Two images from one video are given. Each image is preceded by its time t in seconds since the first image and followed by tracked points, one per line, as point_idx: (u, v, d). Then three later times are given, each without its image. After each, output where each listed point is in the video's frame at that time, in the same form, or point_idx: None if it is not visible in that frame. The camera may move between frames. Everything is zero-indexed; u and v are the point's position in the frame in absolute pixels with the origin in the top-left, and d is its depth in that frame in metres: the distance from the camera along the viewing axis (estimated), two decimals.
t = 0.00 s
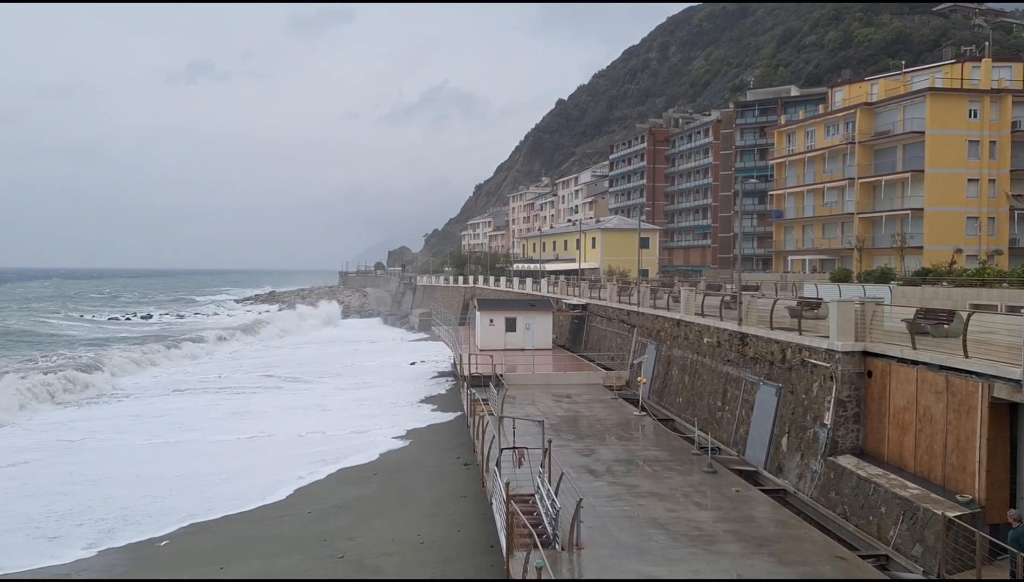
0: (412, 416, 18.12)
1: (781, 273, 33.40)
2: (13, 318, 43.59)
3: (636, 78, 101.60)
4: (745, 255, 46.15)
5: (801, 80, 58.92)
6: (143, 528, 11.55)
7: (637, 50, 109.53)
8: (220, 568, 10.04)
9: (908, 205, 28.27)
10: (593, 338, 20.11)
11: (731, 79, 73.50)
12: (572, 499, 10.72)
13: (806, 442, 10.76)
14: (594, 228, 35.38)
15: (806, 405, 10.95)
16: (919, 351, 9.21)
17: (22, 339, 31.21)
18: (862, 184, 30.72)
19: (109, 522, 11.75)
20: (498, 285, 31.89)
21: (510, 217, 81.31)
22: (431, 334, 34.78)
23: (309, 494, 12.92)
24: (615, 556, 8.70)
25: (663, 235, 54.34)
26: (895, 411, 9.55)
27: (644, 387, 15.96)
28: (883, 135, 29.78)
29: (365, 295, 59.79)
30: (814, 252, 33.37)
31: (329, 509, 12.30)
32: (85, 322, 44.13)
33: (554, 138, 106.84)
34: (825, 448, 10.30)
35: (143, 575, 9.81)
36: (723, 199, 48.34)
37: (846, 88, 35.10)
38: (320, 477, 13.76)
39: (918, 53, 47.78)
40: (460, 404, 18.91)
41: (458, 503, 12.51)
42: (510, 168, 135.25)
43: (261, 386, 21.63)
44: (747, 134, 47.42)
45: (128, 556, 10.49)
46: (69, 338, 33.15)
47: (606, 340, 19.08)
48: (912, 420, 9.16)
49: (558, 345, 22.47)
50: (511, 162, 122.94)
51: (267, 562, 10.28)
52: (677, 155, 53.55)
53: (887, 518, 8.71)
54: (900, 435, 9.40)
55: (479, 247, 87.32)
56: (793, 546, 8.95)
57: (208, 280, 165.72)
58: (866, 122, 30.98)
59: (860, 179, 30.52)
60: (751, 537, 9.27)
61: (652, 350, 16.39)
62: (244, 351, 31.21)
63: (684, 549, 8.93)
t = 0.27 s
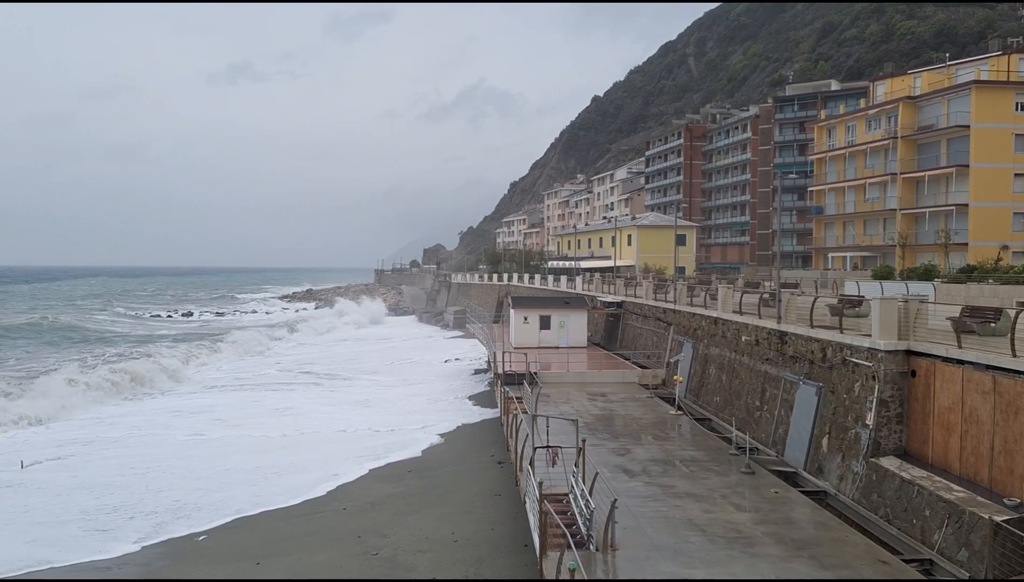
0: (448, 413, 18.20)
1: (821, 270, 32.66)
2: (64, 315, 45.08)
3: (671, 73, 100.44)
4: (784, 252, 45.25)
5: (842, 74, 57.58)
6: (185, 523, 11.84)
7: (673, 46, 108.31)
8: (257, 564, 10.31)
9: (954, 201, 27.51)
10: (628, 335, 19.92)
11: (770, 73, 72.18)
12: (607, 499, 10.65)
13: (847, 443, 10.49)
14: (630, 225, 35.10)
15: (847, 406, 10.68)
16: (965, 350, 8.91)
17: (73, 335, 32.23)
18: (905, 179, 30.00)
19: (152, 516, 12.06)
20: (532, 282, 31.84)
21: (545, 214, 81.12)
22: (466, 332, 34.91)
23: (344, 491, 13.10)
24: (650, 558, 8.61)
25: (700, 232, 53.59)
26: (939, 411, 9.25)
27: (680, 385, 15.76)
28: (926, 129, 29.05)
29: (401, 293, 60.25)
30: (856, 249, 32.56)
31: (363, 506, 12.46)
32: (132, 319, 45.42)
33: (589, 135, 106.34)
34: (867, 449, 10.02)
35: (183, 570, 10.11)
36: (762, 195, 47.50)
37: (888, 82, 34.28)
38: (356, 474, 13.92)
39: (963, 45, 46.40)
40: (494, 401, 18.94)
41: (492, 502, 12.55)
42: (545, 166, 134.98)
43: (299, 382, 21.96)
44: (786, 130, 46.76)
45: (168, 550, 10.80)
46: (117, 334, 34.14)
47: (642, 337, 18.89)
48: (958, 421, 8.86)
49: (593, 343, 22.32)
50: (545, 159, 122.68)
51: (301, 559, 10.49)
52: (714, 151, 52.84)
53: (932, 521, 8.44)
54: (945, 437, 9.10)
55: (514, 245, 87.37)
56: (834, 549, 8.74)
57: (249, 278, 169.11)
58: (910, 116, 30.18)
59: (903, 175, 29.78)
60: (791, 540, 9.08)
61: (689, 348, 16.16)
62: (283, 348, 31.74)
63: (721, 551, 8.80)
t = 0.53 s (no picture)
0: (478, 410, 18.24)
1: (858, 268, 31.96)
2: (107, 312, 46.34)
3: (704, 68, 99.24)
4: (820, 249, 44.37)
5: (880, 68, 56.28)
6: (219, 519, 12.02)
7: (706, 41, 107.02)
8: (288, 560, 10.59)
9: (993, 196, 26.60)
10: (661, 333, 19.72)
11: (805, 68, 70.85)
12: (638, 499, 10.56)
13: (885, 444, 10.23)
14: (662, 222, 34.77)
15: (885, 406, 10.42)
16: (1008, 350, 8.62)
17: (115, 332, 33.08)
18: (944, 175, 29.19)
19: (187, 512, 12.27)
20: (564, 281, 31.76)
21: (576, 212, 80.84)
22: (497, 329, 34.96)
23: (375, 487, 13.24)
24: (682, 560, 8.52)
25: (734, 229, 52.81)
26: (981, 413, 8.97)
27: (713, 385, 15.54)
28: (967, 124, 28.32)
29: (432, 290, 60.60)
30: (894, 246, 31.80)
31: (393, 503, 12.58)
32: (171, 316, 46.42)
33: (621, 132, 105.61)
34: (905, 450, 9.76)
35: (217, 566, 10.38)
36: (797, 191, 46.64)
37: (927, 76, 33.47)
38: (387, 471, 14.03)
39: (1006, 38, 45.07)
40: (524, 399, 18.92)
41: (521, 500, 12.57)
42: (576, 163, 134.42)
43: (333, 379, 22.22)
44: (822, 125, 45.78)
45: (204, 545, 11.08)
46: (157, 331, 34.95)
47: (675, 336, 18.68)
48: (1000, 423, 8.59)
49: (625, 341, 22.16)
50: (576, 157, 122.24)
51: (332, 557, 10.68)
52: (749, 147, 52.05)
53: (973, 525, 8.18)
54: (987, 439, 8.82)
55: (545, 242, 87.21)
56: (872, 553, 8.54)
57: (286, 275, 171.71)
58: (950, 110, 29.46)
59: (942, 170, 29.01)
60: (826, 543, 8.89)
61: (722, 347, 15.93)
62: (318, 345, 32.18)
63: (754, 553, 8.66)
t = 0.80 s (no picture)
0: (485, 406, 18.23)
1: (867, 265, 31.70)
2: (117, 308, 46.64)
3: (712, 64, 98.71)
4: (829, 245, 44.09)
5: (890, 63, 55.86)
6: (227, 516, 12.05)
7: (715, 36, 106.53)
8: (294, 557, 10.66)
9: (1004, 192, 26.34)
10: (668, 330, 19.63)
11: (815, 63, 70.42)
12: (645, 498, 10.52)
13: (895, 443, 10.14)
14: (670, 219, 34.63)
15: (895, 404, 10.32)
16: (1021, 347, 8.52)
17: (125, 328, 33.27)
18: (954, 171, 28.92)
19: (195, 509, 12.28)
20: (571, 277, 31.71)
21: (584, 208, 80.69)
22: (505, 326, 34.95)
23: (382, 484, 13.26)
24: (689, 559, 8.47)
25: (743, 225, 52.51)
26: (993, 411, 8.87)
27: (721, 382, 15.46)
28: (977, 119, 28.10)
29: (440, 286, 60.63)
30: (904, 243, 31.53)
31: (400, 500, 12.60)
32: (181, 312, 46.67)
33: (629, 128, 105.31)
34: (915, 449, 9.67)
35: (223, 562, 10.47)
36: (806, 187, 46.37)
37: (937, 70, 33.08)
38: (394, 468, 14.03)
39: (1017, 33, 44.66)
40: (531, 396, 18.89)
41: (528, 498, 12.55)
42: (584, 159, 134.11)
43: (341, 375, 22.26)
44: (831, 121, 45.17)
45: (212, 542, 11.15)
46: (167, 327, 35.12)
47: (682, 333, 18.59)
48: (1013, 421, 8.49)
49: (633, 338, 22.09)
50: (585, 153, 121.97)
51: (339, 555, 10.74)
52: (757, 143, 51.70)
53: (984, 525, 8.09)
54: (998, 437, 8.72)
55: (553, 238, 87.11)
56: (881, 553, 8.47)
57: (294, 271, 172.26)
58: (960, 106, 29.24)
59: (952, 166, 28.73)
60: (835, 543, 8.83)
61: (731, 344, 15.83)
62: (326, 341, 32.26)
63: (762, 553, 8.60)
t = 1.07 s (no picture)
0: (486, 403, 18.17)
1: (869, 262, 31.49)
2: (119, 305, 46.67)
3: (714, 61, 98.38)
4: (831, 242, 43.95)
5: (891, 60, 55.74)
6: (228, 514, 12.00)
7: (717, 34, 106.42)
8: (295, 555, 10.63)
9: (1007, 189, 26.23)
10: (670, 328, 19.54)
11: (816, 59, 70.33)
12: (648, 496, 10.46)
13: (899, 440, 10.06)
14: (672, 215, 34.52)
15: (899, 402, 10.24)
16: None
17: (126, 325, 33.26)
18: (957, 168, 28.74)
19: (197, 507, 12.23)
20: (572, 274, 31.64)
21: (586, 205, 80.52)
22: (505, 323, 34.90)
23: (383, 482, 13.21)
24: (693, 558, 8.41)
25: (744, 222, 52.33)
26: (998, 409, 8.79)
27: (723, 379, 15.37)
28: (980, 116, 27.99)
29: (441, 284, 60.51)
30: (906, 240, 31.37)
31: (402, 498, 12.54)
32: (182, 309, 46.69)
33: (630, 125, 105.16)
34: (919, 447, 9.58)
35: (225, 561, 10.45)
36: (809, 184, 46.23)
37: (940, 67, 32.96)
38: (395, 465, 13.98)
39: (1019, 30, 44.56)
40: (532, 393, 18.83)
41: (530, 495, 12.51)
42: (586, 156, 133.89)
43: (341, 373, 22.20)
44: (833, 118, 45.13)
45: (216, 539, 11.14)
46: (168, 325, 35.12)
47: (684, 330, 18.50)
48: (1018, 419, 8.41)
49: (634, 335, 22.02)
50: (586, 150, 121.82)
51: (341, 553, 10.72)
52: (759, 140, 51.50)
53: (990, 523, 8.02)
54: (1004, 435, 8.64)
55: (554, 236, 87.02)
56: (885, 552, 8.40)
57: (296, 269, 172.42)
58: (963, 102, 29.14)
59: (956, 163, 28.55)
60: (839, 541, 8.76)
61: (733, 341, 15.75)
62: (327, 339, 32.24)
63: (766, 551, 8.53)
